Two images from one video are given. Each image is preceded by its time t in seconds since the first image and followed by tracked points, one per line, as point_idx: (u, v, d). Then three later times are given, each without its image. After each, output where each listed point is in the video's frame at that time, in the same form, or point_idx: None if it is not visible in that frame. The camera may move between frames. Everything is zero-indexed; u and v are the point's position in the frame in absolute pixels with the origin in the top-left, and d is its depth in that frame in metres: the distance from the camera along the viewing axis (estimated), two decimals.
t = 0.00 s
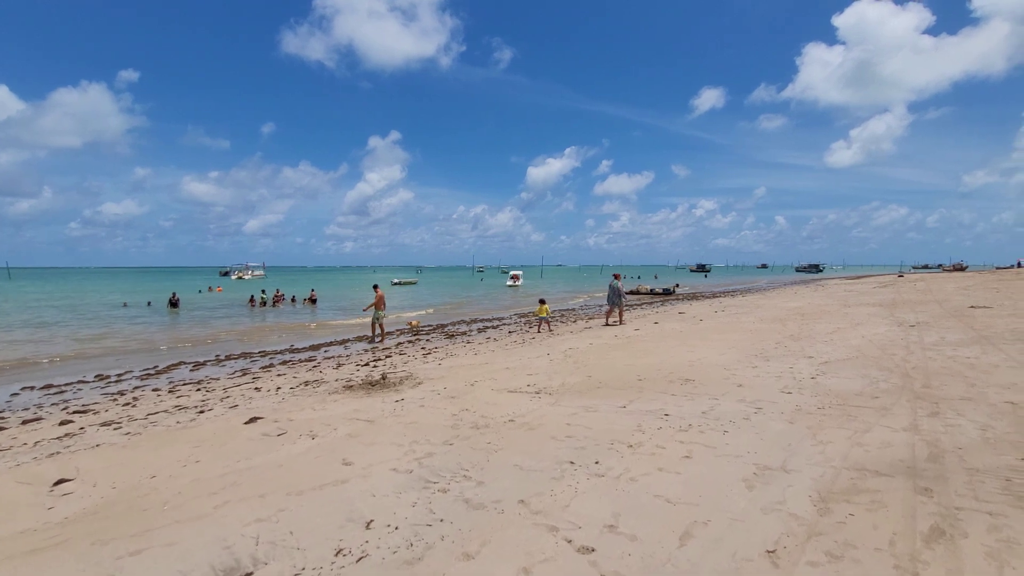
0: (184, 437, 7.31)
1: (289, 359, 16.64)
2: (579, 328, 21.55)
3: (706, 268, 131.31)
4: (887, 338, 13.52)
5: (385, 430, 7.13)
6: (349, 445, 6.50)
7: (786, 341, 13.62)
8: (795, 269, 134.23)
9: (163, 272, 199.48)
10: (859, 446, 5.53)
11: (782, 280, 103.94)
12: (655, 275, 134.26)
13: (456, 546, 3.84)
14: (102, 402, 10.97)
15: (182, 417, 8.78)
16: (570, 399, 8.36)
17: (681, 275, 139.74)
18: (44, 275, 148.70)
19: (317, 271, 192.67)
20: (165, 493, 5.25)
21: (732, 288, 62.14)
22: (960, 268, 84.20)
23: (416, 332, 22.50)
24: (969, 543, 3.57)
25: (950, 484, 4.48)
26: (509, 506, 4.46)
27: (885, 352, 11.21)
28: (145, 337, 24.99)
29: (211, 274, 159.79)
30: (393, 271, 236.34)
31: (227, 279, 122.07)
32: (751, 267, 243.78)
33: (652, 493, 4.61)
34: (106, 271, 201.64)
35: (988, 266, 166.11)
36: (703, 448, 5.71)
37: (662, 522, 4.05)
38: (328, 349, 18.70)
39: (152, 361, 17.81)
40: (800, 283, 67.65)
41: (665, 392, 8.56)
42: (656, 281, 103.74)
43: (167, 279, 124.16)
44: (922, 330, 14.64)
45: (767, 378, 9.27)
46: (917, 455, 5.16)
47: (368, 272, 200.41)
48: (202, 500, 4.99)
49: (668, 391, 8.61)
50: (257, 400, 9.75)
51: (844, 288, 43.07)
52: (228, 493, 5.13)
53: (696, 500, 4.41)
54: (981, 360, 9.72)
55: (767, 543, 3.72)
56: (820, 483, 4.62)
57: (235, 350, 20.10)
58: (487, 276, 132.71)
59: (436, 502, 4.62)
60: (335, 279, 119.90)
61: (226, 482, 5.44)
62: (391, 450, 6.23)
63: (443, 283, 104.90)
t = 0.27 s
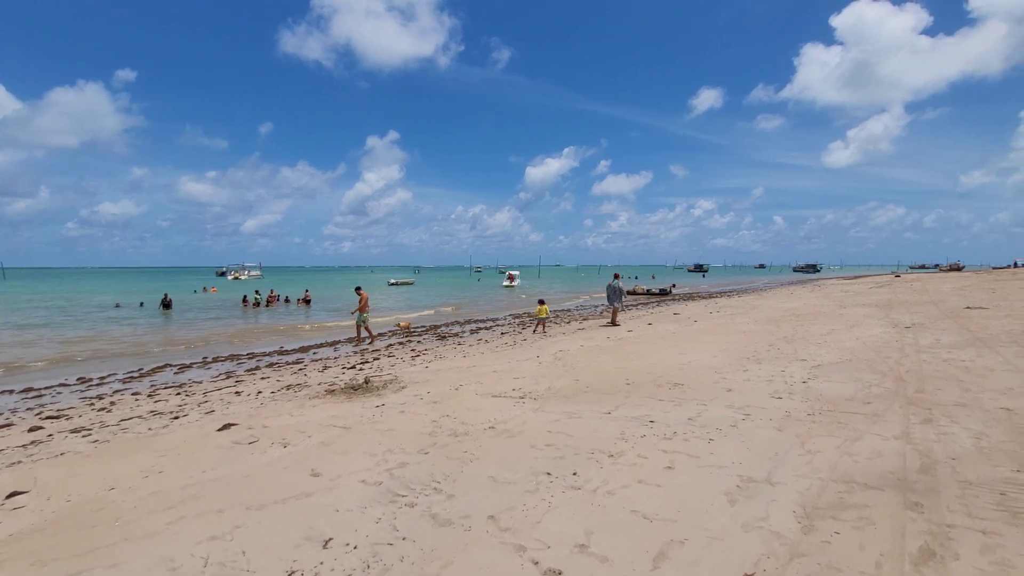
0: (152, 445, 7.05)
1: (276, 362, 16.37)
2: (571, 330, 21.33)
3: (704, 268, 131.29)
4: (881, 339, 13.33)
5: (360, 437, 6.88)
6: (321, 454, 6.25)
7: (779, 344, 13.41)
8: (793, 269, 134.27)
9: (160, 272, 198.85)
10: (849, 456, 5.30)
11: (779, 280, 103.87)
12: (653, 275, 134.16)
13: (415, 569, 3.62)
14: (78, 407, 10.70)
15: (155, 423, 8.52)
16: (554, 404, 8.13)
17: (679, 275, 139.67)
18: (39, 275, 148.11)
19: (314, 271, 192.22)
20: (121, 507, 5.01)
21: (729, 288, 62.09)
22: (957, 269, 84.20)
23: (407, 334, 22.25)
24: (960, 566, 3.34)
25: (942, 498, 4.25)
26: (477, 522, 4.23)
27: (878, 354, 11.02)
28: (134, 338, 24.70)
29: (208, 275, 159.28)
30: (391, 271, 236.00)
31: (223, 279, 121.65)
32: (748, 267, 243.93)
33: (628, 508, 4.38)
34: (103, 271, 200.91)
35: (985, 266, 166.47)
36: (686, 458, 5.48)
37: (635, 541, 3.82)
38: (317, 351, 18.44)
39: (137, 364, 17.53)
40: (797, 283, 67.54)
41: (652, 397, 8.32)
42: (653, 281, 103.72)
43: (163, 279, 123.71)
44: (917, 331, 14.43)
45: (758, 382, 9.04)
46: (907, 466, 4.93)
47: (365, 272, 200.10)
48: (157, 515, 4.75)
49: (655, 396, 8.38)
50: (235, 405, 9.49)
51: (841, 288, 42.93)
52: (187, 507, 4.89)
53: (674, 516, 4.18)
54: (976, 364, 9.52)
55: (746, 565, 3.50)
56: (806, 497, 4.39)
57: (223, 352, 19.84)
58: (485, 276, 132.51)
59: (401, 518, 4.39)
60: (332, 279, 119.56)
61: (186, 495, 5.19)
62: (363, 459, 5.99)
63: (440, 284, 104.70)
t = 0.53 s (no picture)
0: (120, 448, 6.78)
1: (263, 362, 16.09)
2: (565, 329, 21.08)
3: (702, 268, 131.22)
4: (877, 339, 13.11)
5: (336, 441, 6.63)
6: (292, 458, 5.99)
7: (773, 344, 13.19)
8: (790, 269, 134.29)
9: (156, 272, 198.09)
10: (841, 461, 5.07)
11: (776, 280, 103.76)
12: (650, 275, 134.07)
13: None
14: (54, 409, 10.41)
15: (128, 426, 8.24)
16: (539, 406, 7.89)
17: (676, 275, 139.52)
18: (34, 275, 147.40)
19: (311, 271, 191.78)
20: (75, 515, 4.75)
21: (725, 288, 62.01)
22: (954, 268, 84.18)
23: (399, 334, 21.99)
24: None
25: (938, 506, 4.02)
26: (445, 533, 3.98)
27: (874, 354, 10.80)
28: (122, 339, 24.37)
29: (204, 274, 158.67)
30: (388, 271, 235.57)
31: (219, 279, 121.16)
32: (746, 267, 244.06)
33: (607, 518, 4.14)
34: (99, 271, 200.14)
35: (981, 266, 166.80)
36: (671, 463, 5.24)
37: (611, 554, 3.59)
38: (306, 351, 18.16)
39: (122, 364, 17.23)
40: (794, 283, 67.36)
41: (640, 399, 8.08)
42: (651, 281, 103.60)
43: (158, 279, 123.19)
44: (913, 331, 14.22)
45: (750, 383, 8.81)
46: (902, 471, 4.69)
47: (363, 272, 199.73)
48: (112, 524, 4.50)
49: (643, 397, 8.14)
50: (213, 407, 9.21)
51: (837, 288, 42.81)
52: (143, 515, 4.64)
53: (654, 527, 3.94)
54: (973, 364, 9.31)
55: None
56: (794, 506, 4.15)
57: (211, 352, 19.57)
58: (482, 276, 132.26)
59: (365, 529, 4.14)
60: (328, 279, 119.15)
61: (144, 503, 4.93)
62: (336, 464, 5.74)
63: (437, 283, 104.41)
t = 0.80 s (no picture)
0: (85, 458, 6.50)
1: (250, 364, 15.79)
2: (559, 330, 20.83)
3: (699, 268, 131.19)
4: (873, 341, 12.88)
5: (310, 449, 6.36)
6: (261, 469, 5.72)
7: (768, 345, 12.95)
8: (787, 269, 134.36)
9: (153, 271, 197.05)
10: (834, 473, 4.82)
11: (774, 280, 103.67)
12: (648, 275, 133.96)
13: None
14: (29, 413, 10.11)
15: (99, 432, 7.95)
16: (525, 412, 7.63)
17: (674, 275, 139.36)
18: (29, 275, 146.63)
19: (308, 271, 191.29)
20: (23, 532, 4.48)
21: (723, 288, 61.94)
22: (952, 268, 84.09)
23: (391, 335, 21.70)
24: None
25: (937, 525, 3.77)
26: (409, 556, 3.73)
27: (870, 356, 10.56)
28: (111, 340, 24.03)
29: (200, 274, 158.01)
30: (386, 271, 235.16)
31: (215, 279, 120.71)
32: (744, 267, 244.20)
33: (584, 537, 3.88)
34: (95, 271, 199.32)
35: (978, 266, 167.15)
36: (657, 474, 4.99)
37: None
38: (295, 353, 17.86)
39: (107, 367, 16.92)
40: (791, 282, 67.18)
41: (630, 404, 7.82)
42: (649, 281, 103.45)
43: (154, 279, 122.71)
44: (910, 332, 13.99)
45: (743, 387, 8.55)
46: (899, 485, 4.45)
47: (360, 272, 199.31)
48: (59, 543, 4.23)
49: (633, 402, 7.89)
50: (190, 413, 8.93)
51: (835, 288, 42.66)
52: (95, 533, 4.37)
53: (634, 548, 3.69)
54: (972, 366, 9.07)
55: None
56: (784, 524, 3.90)
57: (199, 354, 19.26)
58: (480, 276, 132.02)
59: (326, 549, 3.88)
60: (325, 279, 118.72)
61: (99, 518, 4.66)
62: (306, 475, 5.47)
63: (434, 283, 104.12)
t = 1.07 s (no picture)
0: (47, 467, 6.23)
1: (236, 366, 15.50)
2: (553, 331, 20.59)
3: (697, 268, 131.17)
4: (870, 342, 12.65)
5: (282, 457, 6.10)
6: (227, 479, 5.47)
7: (763, 347, 12.71)
8: (785, 269, 134.41)
9: (149, 272, 196.46)
10: (825, 484, 4.58)
11: (772, 280, 103.58)
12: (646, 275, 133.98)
13: None
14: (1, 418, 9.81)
15: (68, 439, 7.68)
16: (509, 418, 7.38)
17: (672, 275, 139.20)
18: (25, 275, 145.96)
19: (306, 271, 190.86)
20: None
21: (721, 288, 61.93)
22: (949, 268, 84.09)
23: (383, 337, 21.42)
24: None
25: (932, 543, 3.53)
26: None
27: (866, 359, 10.33)
28: (99, 342, 23.70)
29: (197, 275, 157.49)
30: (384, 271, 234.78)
31: (212, 279, 120.31)
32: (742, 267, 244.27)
33: (555, 557, 3.64)
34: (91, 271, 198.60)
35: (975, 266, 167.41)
36: (639, 486, 4.74)
37: None
38: (284, 354, 17.59)
39: (91, 370, 16.59)
40: (790, 283, 67.04)
41: (617, 409, 7.58)
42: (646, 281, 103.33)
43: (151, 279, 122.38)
44: (907, 333, 13.77)
45: (735, 391, 8.31)
46: (892, 498, 4.21)
47: (358, 272, 199.00)
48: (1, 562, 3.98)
49: (621, 407, 7.64)
50: (165, 418, 8.66)
51: (832, 288, 42.59)
52: (40, 550, 4.12)
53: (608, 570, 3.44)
54: (969, 369, 8.85)
55: None
56: (770, 542, 3.66)
57: (187, 356, 18.98)
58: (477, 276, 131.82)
59: (280, 571, 3.63)
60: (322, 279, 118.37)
61: (47, 534, 4.41)
62: (273, 486, 5.22)
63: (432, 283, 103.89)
